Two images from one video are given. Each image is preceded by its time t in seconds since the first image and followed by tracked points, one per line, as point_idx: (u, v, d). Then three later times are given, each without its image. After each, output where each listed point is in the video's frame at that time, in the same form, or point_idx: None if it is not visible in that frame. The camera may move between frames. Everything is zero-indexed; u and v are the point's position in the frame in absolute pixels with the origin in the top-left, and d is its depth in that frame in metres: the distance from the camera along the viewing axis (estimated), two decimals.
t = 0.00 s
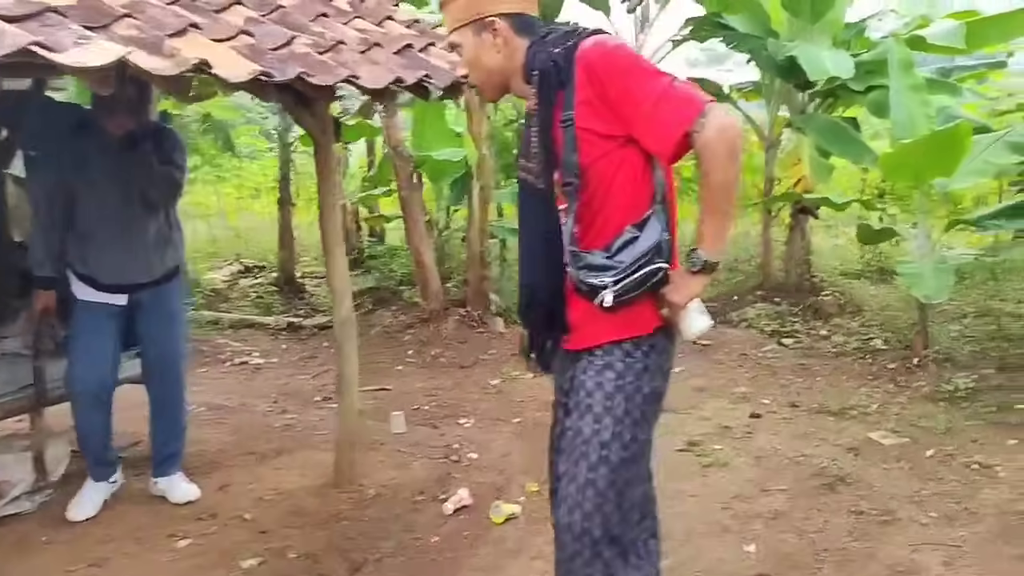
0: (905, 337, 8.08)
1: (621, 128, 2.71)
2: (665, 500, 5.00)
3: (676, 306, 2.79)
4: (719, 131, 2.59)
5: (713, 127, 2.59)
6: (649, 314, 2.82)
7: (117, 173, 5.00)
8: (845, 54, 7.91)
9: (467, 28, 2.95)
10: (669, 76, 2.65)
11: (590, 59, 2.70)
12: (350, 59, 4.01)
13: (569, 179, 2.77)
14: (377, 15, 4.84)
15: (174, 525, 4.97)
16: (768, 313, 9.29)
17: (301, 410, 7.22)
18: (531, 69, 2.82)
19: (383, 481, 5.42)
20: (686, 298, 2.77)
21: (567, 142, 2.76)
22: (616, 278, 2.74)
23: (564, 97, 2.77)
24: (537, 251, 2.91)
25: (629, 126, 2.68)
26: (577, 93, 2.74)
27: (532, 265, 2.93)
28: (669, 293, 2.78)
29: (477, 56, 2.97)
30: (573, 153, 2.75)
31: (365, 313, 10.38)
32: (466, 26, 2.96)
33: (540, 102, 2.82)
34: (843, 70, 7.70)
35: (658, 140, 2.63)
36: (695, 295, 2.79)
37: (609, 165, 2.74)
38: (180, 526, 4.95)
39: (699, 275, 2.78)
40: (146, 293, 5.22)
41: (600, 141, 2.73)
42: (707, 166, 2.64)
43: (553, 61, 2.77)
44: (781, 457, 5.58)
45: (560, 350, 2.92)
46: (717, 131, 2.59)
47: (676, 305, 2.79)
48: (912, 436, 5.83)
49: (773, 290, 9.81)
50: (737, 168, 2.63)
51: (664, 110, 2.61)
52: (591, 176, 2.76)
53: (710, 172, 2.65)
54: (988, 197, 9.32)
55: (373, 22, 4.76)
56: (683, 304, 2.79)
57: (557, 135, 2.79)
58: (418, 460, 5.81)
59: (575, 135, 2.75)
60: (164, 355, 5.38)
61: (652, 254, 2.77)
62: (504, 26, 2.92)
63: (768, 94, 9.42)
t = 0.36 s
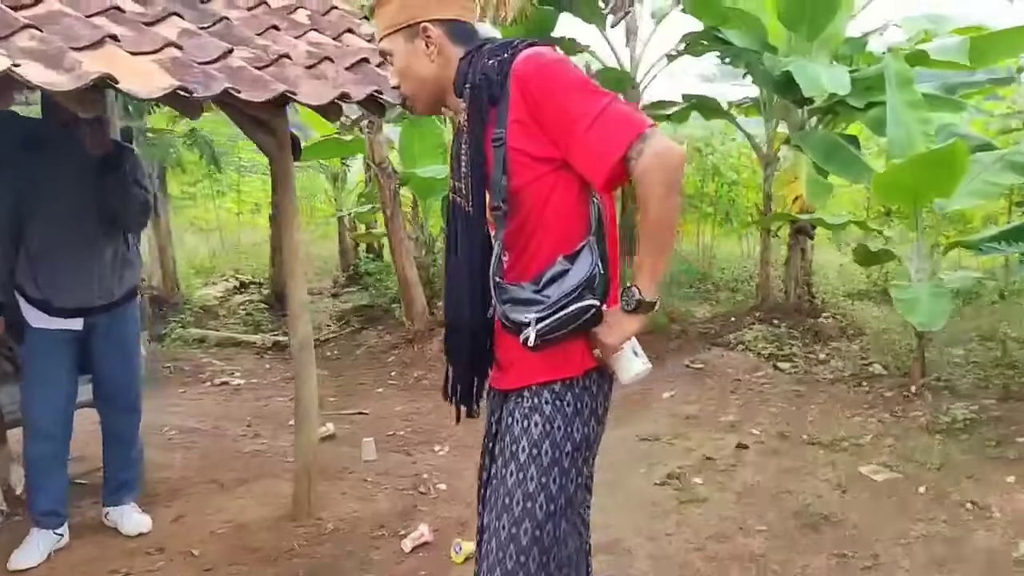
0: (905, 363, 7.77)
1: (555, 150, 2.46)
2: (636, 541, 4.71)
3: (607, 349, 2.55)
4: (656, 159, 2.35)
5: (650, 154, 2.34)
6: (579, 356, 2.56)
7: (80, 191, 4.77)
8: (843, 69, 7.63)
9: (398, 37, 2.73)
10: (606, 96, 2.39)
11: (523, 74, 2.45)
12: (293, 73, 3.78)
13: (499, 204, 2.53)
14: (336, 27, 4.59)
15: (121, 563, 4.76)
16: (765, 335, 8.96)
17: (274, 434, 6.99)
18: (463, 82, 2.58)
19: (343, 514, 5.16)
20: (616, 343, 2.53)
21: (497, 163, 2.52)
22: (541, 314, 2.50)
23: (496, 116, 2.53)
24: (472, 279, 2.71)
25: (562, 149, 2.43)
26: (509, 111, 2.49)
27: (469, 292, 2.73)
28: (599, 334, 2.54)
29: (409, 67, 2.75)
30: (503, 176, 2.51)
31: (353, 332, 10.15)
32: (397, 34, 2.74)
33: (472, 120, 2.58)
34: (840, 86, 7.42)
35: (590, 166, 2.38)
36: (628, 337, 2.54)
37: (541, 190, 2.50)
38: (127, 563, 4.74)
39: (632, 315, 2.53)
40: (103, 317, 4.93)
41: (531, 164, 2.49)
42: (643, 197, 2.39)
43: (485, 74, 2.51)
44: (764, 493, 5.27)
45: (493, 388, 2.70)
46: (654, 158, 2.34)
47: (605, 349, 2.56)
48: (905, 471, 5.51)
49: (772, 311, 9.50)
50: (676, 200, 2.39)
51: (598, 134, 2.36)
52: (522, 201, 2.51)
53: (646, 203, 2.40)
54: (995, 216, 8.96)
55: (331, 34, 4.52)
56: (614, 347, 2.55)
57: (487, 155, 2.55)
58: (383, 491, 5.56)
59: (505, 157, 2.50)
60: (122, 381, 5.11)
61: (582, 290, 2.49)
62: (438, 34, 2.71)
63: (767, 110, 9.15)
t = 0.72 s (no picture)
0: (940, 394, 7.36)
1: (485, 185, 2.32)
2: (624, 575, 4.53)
3: (539, 400, 2.45)
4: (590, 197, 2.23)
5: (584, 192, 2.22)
6: (509, 410, 2.46)
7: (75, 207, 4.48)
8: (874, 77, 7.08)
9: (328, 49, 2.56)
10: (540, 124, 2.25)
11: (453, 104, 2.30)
12: (258, 93, 3.69)
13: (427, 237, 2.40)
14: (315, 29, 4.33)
15: None
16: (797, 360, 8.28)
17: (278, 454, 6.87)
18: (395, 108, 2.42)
19: (330, 544, 5.05)
20: (548, 396, 2.44)
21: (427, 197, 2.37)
22: (461, 361, 2.42)
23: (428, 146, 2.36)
24: (399, 321, 2.56)
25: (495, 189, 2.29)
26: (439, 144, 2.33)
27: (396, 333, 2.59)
28: (532, 386, 2.44)
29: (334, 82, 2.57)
30: (432, 210, 2.37)
31: (374, 347, 10.04)
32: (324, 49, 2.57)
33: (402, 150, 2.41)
34: (873, 99, 6.86)
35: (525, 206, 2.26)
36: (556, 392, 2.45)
37: (475, 226, 2.35)
38: None
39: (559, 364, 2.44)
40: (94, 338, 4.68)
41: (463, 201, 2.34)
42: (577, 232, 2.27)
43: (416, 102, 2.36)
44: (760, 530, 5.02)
45: (418, 438, 2.60)
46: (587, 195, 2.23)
47: (535, 399, 2.45)
48: (927, 513, 5.16)
49: (805, 334, 8.60)
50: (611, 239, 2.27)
51: (527, 176, 2.23)
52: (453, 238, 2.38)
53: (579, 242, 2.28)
54: None
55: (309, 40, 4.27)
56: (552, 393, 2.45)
57: (416, 188, 2.39)
58: (375, 519, 5.40)
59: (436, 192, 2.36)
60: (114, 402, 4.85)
61: (501, 335, 2.40)
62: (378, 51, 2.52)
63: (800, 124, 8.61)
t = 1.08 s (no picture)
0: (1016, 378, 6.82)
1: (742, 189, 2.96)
2: (649, 547, 3.97)
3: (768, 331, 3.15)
4: (800, 205, 2.92)
5: (797, 199, 2.92)
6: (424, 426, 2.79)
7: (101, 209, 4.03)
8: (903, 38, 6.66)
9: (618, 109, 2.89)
10: (772, 158, 2.93)
11: (728, 134, 2.96)
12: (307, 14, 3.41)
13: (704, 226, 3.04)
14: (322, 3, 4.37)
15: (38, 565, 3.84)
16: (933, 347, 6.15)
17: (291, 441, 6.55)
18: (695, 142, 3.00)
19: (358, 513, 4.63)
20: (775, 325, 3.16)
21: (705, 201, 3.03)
22: (720, 298, 3.08)
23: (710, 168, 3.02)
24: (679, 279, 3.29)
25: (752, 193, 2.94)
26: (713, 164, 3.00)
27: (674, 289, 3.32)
28: (764, 320, 3.13)
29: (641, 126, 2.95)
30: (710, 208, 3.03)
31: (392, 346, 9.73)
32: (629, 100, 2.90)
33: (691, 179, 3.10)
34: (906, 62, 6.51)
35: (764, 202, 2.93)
36: (780, 323, 3.19)
37: (736, 220, 3.00)
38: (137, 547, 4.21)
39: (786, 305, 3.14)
40: (69, 357, 4.32)
41: (733, 198, 2.97)
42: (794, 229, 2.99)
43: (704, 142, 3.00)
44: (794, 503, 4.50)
45: (688, 351, 3.30)
46: (799, 203, 2.92)
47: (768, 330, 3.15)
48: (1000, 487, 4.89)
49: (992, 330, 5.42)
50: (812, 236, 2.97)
51: (768, 180, 2.92)
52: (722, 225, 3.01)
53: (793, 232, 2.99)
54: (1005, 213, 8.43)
55: (315, 17, 4.30)
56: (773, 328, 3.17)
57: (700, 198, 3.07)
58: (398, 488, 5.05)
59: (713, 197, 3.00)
60: (92, 422, 4.40)
61: (751, 287, 3.06)
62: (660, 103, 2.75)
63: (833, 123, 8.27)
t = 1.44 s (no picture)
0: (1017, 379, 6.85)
1: (760, 183, 2.40)
2: (654, 549, 3.94)
3: (792, 327, 2.45)
4: (837, 198, 2.29)
5: (832, 192, 2.29)
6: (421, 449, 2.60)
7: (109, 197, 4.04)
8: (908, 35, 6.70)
9: (641, 102, 2.55)
10: (802, 149, 2.35)
11: (745, 125, 2.40)
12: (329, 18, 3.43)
13: (714, 222, 2.48)
14: (328, 9, 4.44)
15: (38, 561, 3.73)
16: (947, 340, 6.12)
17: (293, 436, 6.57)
18: (693, 137, 2.53)
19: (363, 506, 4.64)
20: (800, 323, 2.44)
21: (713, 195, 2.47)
22: (751, 294, 2.43)
23: (718, 160, 2.46)
24: (695, 269, 2.57)
25: (767, 186, 2.37)
26: (730, 153, 2.43)
27: (692, 280, 2.60)
28: (787, 314, 2.44)
29: (647, 124, 2.58)
30: (721, 204, 2.45)
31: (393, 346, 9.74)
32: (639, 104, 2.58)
33: (695, 165, 2.53)
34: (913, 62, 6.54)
35: (783, 193, 2.33)
36: (807, 319, 2.45)
37: (752, 219, 2.44)
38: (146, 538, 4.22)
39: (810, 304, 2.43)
40: (72, 360, 4.27)
41: (749, 196, 2.43)
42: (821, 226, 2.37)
43: (713, 133, 2.45)
44: (797, 507, 4.52)
45: (698, 352, 2.63)
46: (835, 196, 2.29)
47: (792, 326, 2.45)
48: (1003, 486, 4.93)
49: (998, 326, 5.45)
50: (845, 235, 2.34)
51: (797, 180, 2.31)
52: (735, 223, 2.46)
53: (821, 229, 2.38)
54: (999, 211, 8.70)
55: (321, 21, 4.35)
56: (800, 325, 2.45)
57: (708, 190, 2.48)
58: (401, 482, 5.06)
59: (723, 190, 2.45)
60: (97, 424, 4.35)
61: (780, 282, 2.42)
62: (679, 96, 2.53)
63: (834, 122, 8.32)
